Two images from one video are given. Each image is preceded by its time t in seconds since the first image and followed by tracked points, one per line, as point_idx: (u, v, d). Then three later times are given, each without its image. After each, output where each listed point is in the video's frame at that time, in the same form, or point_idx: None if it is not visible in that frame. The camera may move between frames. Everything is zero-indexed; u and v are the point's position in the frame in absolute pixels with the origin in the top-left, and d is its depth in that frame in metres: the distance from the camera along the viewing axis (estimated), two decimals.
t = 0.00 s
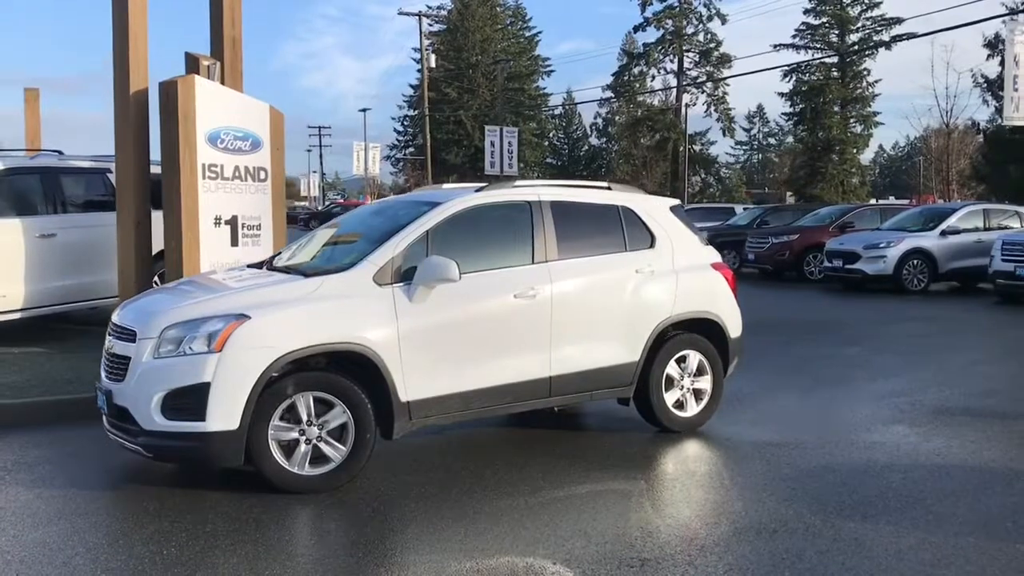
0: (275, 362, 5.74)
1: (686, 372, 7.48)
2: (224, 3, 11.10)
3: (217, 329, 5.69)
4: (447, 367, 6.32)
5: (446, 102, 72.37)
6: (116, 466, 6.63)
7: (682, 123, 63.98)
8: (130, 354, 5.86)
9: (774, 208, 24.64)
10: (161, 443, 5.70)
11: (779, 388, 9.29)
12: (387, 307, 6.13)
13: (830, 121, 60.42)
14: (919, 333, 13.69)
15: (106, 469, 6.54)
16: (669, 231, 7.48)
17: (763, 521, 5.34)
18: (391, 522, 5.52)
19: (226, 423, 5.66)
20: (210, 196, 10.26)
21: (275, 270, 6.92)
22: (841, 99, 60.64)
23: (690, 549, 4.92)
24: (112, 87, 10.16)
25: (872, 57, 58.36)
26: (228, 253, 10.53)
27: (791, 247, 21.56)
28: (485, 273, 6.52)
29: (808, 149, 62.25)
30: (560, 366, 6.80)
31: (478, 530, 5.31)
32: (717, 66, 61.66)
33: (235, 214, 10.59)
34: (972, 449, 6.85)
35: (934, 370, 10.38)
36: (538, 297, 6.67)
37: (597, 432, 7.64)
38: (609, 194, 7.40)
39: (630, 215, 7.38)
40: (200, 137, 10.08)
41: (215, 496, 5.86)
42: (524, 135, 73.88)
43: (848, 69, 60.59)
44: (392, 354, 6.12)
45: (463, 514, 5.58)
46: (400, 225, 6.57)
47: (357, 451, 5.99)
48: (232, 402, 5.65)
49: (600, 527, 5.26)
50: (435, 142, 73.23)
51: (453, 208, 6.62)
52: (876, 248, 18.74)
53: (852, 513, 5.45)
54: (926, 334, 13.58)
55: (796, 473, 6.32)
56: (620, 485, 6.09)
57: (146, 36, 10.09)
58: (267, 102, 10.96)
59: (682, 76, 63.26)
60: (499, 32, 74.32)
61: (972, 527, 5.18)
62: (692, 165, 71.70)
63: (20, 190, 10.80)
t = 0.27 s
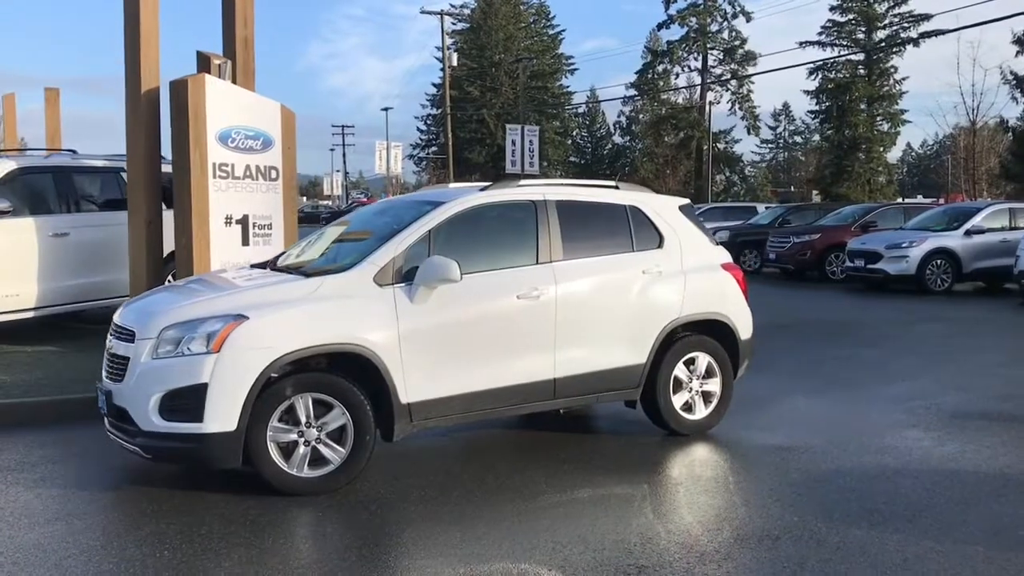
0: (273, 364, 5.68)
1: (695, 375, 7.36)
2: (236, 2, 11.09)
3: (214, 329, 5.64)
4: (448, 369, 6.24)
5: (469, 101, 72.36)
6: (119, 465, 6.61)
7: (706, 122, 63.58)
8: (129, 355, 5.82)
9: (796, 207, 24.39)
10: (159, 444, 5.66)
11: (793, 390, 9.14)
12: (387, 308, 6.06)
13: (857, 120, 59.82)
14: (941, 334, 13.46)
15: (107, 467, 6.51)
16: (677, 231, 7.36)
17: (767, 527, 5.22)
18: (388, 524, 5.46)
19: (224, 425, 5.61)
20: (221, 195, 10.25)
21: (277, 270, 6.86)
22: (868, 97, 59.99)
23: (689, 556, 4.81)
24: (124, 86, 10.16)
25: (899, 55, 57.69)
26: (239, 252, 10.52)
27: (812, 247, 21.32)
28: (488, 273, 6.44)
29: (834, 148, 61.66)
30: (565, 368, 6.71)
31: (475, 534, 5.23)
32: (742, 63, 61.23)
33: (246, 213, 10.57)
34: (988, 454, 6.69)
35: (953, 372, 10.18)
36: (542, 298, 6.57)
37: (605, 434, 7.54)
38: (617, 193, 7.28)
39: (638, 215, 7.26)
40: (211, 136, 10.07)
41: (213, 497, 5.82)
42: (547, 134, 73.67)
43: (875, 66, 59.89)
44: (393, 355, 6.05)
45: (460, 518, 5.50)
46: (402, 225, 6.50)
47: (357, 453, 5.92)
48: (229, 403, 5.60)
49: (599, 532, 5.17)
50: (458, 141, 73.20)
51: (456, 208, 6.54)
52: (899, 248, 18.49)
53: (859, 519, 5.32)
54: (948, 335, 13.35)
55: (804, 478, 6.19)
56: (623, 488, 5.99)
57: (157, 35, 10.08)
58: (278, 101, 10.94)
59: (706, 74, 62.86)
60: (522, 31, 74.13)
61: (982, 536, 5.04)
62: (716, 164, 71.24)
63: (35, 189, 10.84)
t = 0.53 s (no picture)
0: (273, 367, 5.64)
1: (705, 379, 7.25)
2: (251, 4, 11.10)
3: (215, 332, 5.61)
4: (451, 373, 6.18)
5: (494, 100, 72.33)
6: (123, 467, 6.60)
7: (731, 120, 63.14)
8: (131, 358, 5.81)
9: (820, 207, 24.12)
10: (159, 447, 5.64)
11: (808, 395, 9.00)
12: (389, 311, 6.01)
13: (885, 118, 59.15)
14: (965, 336, 13.23)
15: (112, 469, 6.51)
16: (687, 233, 7.25)
17: (770, 537, 5.11)
18: (386, 530, 5.41)
19: (223, 428, 5.58)
20: (234, 196, 10.26)
21: (281, 272, 6.83)
22: (897, 95, 59.26)
23: (688, 566, 4.72)
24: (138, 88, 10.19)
25: (929, 52, 56.96)
26: (252, 254, 10.52)
27: (836, 247, 21.07)
28: (492, 276, 6.37)
29: (862, 146, 61.02)
30: (571, 371, 6.62)
31: (472, 542, 5.17)
32: (768, 62, 60.75)
33: (259, 214, 10.58)
34: (1004, 462, 6.54)
35: (974, 376, 9.99)
36: (548, 301, 6.49)
37: (613, 438, 7.45)
38: (626, 195, 7.19)
39: (647, 217, 7.17)
40: (224, 137, 10.08)
41: (213, 501, 5.79)
42: (572, 133, 73.45)
43: (904, 64, 59.01)
44: (394, 358, 5.99)
45: (459, 525, 5.44)
46: (406, 228, 6.44)
47: (357, 458, 5.87)
48: (229, 407, 5.56)
49: (597, 541, 5.09)
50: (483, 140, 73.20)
51: (460, 210, 6.48)
52: (923, 249, 18.22)
53: (867, 529, 5.20)
54: (972, 338, 13.12)
55: (813, 486, 6.07)
56: (626, 495, 5.91)
57: (171, 36, 10.11)
58: (292, 102, 10.94)
59: (732, 72, 62.42)
60: (547, 30, 73.95)
61: (993, 548, 4.90)
62: (742, 163, 70.74)
63: (51, 190, 10.89)
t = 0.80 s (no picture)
0: (276, 368, 5.66)
1: (714, 382, 7.19)
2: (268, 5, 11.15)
3: (218, 333, 5.63)
4: (456, 375, 6.17)
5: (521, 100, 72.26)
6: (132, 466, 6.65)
7: (760, 120, 62.65)
8: (136, 358, 5.84)
9: (846, 207, 23.86)
10: (163, 447, 5.67)
11: (824, 398, 8.89)
12: (393, 313, 6.01)
13: (917, 117, 58.40)
14: (990, 338, 13.02)
15: (120, 469, 6.56)
16: (698, 234, 7.19)
17: (773, 543, 5.05)
18: (387, 532, 5.42)
19: (226, 429, 5.60)
20: (251, 198, 10.33)
21: (289, 273, 6.84)
22: (929, 94, 58.43)
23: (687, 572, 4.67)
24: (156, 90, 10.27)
25: (962, 50, 56.13)
26: (268, 254, 10.59)
27: (861, 247, 20.84)
28: (497, 277, 6.35)
29: (893, 146, 60.29)
30: (577, 374, 6.58)
31: (471, 545, 5.17)
32: (798, 60, 60.19)
33: (275, 215, 10.64)
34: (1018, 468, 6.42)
35: (996, 379, 9.82)
36: (554, 303, 6.46)
37: (623, 441, 7.40)
38: (635, 196, 7.13)
39: (657, 218, 7.10)
40: (242, 139, 10.13)
41: (217, 502, 5.82)
42: (599, 133, 73.22)
43: (937, 62, 57.90)
44: (398, 360, 6.00)
45: (459, 527, 5.43)
46: (411, 229, 6.44)
47: (360, 459, 5.89)
48: (232, 408, 5.59)
49: (597, 546, 5.06)
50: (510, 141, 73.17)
51: (465, 212, 6.47)
52: (950, 250, 17.97)
53: (872, 535, 5.13)
54: (997, 340, 12.90)
55: (821, 491, 6.00)
56: (629, 499, 5.87)
57: (189, 39, 10.18)
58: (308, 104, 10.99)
59: (761, 71, 61.91)
60: (575, 30, 73.79)
61: (1000, 556, 4.81)
62: (771, 163, 70.17)
63: (72, 192, 10.99)
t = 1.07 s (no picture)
0: (275, 368, 5.67)
1: (722, 384, 7.11)
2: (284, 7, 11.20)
3: (217, 333, 5.64)
4: (456, 375, 6.15)
5: (550, 100, 72.16)
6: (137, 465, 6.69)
7: (790, 119, 62.10)
8: (138, 357, 5.87)
9: (873, 207, 23.58)
10: (164, 446, 5.69)
11: (837, 400, 8.78)
12: (393, 314, 5.99)
13: (951, 115, 57.61)
14: (1015, 340, 12.79)
15: (126, 467, 6.61)
16: (706, 234, 7.11)
17: (771, 547, 4.99)
18: (384, 532, 5.41)
19: (225, 429, 5.62)
20: (265, 198, 10.37)
21: (292, 274, 6.85)
22: (964, 92, 57.61)
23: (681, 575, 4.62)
24: (171, 91, 10.34)
25: (998, 48, 55.28)
26: (283, 254, 10.63)
27: (887, 247, 20.59)
28: (499, 278, 6.32)
29: (927, 145, 59.51)
30: (581, 375, 6.53)
31: (466, 545, 5.16)
32: (829, 59, 59.60)
33: (289, 215, 10.69)
34: None
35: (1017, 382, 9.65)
36: (557, 304, 6.42)
37: (629, 442, 7.34)
38: (641, 196, 7.07)
39: (663, 218, 7.03)
40: (256, 139, 10.18)
41: (218, 502, 5.84)
42: (628, 132, 72.94)
43: (972, 60, 57.16)
44: (398, 360, 5.98)
45: (456, 528, 5.42)
46: (412, 230, 6.43)
47: (360, 459, 5.89)
48: (231, 408, 5.61)
49: (592, 548, 5.03)
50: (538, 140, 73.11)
51: (467, 212, 6.45)
52: (978, 250, 17.69)
53: (873, 541, 5.04)
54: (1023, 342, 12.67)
55: (825, 494, 5.91)
56: (631, 501, 5.82)
57: (204, 41, 10.24)
58: (322, 104, 11.03)
59: (791, 70, 61.38)
60: (604, 29, 73.60)
61: (1003, 562, 4.72)
62: (801, 162, 69.56)
63: (90, 192, 11.10)
